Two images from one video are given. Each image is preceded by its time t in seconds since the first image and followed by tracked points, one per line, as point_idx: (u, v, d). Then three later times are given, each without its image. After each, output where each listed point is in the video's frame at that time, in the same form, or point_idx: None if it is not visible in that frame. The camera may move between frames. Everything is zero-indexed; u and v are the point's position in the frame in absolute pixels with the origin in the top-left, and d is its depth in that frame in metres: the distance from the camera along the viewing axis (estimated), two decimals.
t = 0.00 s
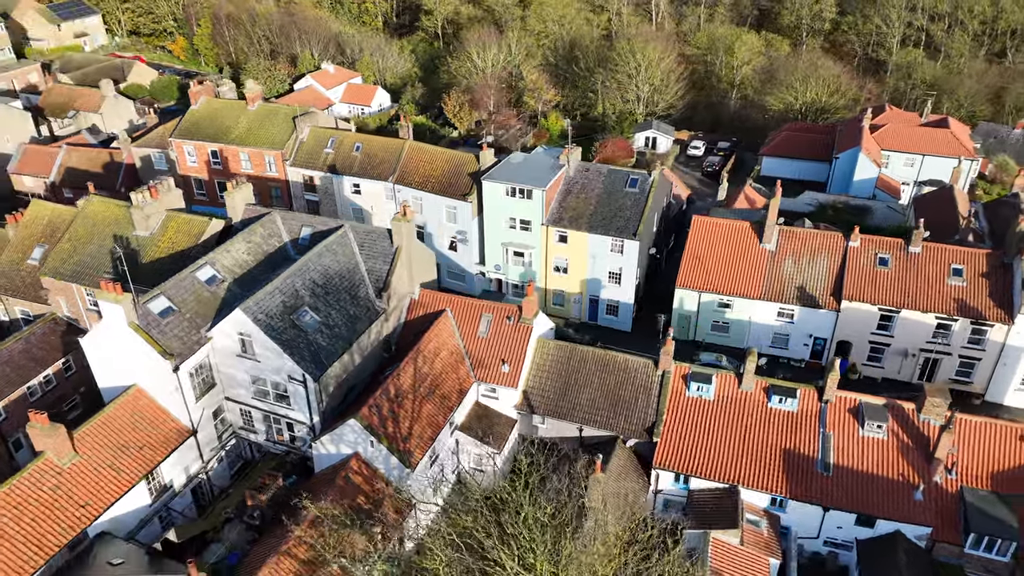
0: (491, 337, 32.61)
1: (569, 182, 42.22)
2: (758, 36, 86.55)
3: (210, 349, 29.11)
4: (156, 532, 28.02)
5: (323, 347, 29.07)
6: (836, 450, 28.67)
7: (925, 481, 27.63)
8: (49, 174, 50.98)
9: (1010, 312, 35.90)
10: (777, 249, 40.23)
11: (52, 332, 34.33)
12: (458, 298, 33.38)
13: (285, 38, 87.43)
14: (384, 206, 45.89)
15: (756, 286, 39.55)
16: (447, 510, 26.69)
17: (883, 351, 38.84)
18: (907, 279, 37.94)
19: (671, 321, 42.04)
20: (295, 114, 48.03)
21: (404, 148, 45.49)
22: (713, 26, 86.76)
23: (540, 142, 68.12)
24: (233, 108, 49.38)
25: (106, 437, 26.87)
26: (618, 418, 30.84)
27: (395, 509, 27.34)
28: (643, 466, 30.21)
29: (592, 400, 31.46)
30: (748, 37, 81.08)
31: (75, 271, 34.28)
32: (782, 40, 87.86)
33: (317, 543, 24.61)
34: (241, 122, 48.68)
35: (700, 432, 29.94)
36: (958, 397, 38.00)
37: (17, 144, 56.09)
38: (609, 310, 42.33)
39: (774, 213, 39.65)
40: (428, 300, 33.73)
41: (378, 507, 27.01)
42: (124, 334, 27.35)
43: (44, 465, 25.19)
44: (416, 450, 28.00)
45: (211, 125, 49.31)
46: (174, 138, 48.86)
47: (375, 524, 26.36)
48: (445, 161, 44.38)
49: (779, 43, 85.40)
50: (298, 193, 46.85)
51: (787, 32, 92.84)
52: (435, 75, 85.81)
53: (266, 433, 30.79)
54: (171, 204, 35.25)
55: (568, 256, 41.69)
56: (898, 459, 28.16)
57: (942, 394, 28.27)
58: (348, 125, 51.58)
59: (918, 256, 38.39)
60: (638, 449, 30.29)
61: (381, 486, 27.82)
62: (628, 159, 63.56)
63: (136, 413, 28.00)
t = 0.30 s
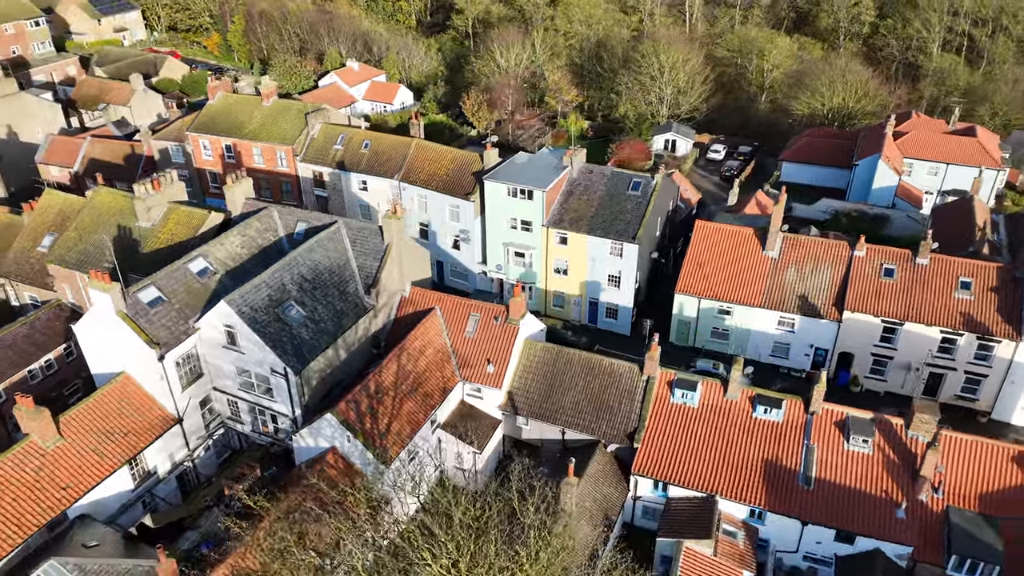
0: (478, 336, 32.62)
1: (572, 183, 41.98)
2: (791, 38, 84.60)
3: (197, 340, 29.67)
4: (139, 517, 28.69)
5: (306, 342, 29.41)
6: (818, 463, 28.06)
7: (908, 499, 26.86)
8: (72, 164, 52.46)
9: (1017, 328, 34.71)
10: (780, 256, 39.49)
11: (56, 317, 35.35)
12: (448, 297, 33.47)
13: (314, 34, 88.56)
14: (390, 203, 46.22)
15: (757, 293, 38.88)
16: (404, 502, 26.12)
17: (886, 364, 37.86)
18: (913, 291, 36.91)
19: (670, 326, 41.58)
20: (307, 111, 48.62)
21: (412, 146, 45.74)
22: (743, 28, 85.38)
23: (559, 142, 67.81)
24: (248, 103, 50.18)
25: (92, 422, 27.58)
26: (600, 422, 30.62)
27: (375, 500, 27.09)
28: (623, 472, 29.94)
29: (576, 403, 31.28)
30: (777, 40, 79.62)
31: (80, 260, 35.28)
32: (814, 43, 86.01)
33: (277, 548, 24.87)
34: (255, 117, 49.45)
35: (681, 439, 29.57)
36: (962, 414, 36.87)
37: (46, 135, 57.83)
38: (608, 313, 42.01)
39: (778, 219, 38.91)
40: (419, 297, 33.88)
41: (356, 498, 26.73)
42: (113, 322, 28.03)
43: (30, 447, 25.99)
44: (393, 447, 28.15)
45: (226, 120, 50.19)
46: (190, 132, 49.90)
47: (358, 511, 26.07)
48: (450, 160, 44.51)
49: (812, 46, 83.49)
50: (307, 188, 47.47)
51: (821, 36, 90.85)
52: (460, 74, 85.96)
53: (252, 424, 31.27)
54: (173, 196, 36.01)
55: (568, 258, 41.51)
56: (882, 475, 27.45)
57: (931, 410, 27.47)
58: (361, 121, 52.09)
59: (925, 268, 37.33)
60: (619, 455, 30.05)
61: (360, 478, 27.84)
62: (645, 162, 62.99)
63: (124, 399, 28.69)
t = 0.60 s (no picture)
0: (465, 336, 32.66)
1: (574, 185, 41.79)
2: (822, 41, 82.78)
3: (186, 330, 30.23)
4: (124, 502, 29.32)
5: (291, 335, 29.77)
6: (800, 476, 27.48)
7: (890, 517, 26.16)
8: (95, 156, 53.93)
9: None
10: (783, 264, 38.75)
11: (61, 304, 36.40)
12: (437, 295, 33.59)
13: (342, 32, 89.54)
14: (395, 201, 46.51)
15: (757, 300, 38.22)
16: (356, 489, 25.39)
17: (888, 377, 36.90)
18: (917, 303, 35.91)
19: (669, 331, 41.10)
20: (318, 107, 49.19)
21: (418, 145, 45.97)
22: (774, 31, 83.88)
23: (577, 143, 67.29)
24: (262, 99, 50.97)
25: (80, 407, 28.30)
26: (582, 426, 30.43)
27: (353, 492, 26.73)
28: (603, 476, 29.69)
29: (558, 406, 31.14)
30: (807, 43, 78.04)
31: (85, 250, 36.28)
32: (847, 46, 84.04)
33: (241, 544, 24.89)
34: (268, 112, 50.20)
35: (662, 446, 29.23)
36: (966, 432, 35.73)
37: (73, 127, 59.53)
38: (607, 317, 41.72)
39: (781, 226, 38.18)
40: (409, 295, 34.05)
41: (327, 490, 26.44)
42: (103, 310, 28.74)
43: (17, 429, 26.75)
44: (370, 442, 28.30)
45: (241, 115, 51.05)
46: (206, 126, 50.88)
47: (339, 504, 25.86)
48: (454, 159, 44.61)
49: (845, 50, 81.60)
50: (316, 185, 48.05)
51: (855, 40, 88.81)
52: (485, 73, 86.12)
53: (239, 415, 31.73)
54: (177, 188, 36.82)
55: (568, 259, 41.32)
56: (865, 491, 26.79)
57: (918, 426, 26.70)
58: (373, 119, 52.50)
59: (931, 279, 36.27)
60: (599, 459, 29.84)
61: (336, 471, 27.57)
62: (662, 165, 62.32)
63: (112, 386, 29.39)
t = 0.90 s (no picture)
0: (453, 334, 32.71)
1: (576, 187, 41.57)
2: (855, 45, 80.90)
3: (177, 321, 30.83)
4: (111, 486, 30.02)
5: (277, 329, 30.17)
6: (779, 488, 26.97)
7: (869, 533, 25.49)
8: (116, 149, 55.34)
9: None
10: (784, 272, 38.06)
11: (67, 292, 37.44)
12: (427, 293, 33.70)
13: (371, 30, 90.22)
14: (401, 199, 46.82)
15: (755, 308, 37.59)
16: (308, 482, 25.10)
17: (888, 391, 35.96)
18: (920, 316, 34.92)
19: (668, 337, 40.64)
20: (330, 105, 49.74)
21: (425, 143, 46.17)
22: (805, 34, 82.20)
23: (593, 145, 67.65)
24: (277, 96, 51.73)
25: (70, 392, 29.04)
26: (564, 429, 30.31)
27: (316, 485, 26.46)
28: (582, 480, 29.50)
29: (542, 409, 31.05)
30: (838, 48, 76.28)
31: (91, 240, 37.26)
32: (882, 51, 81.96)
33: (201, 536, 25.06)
34: (282, 109, 50.94)
35: (642, 453, 28.92)
36: (967, 449, 34.64)
37: (99, 120, 61.12)
38: (606, 320, 41.45)
39: (782, 233, 37.45)
40: (400, 293, 34.23)
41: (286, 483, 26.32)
42: (96, 299, 29.49)
43: (7, 412, 27.56)
44: (349, 438, 28.48)
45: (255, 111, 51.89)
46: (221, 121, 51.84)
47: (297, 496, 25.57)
48: (459, 158, 44.70)
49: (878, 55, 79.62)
50: (324, 181, 48.61)
51: (892, 46, 86.57)
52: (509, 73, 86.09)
53: (228, 406, 32.26)
54: (180, 182, 37.90)
55: (568, 261, 41.09)
56: (844, 506, 26.16)
57: (902, 442, 25.96)
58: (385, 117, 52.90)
59: (936, 291, 35.23)
60: (580, 462, 29.67)
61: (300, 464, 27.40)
62: (677, 168, 61.67)
63: (103, 373, 30.08)
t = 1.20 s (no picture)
0: (439, 333, 32.79)
1: (577, 189, 41.33)
2: (887, 50, 78.95)
3: (169, 311, 31.44)
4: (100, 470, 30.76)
5: (263, 323, 30.58)
6: (754, 499, 26.52)
7: (843, 550, 24.90)
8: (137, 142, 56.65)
9: None
10: (783, 279, 37.34)
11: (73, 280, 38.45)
12: (417, 291, 33.84)
13: (397, 29, 90.63)
14: (407, 197, 47.12)
15: (752, 316, 36.96)
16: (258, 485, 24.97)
17: (886, 405, 35.07)
18: (920, 329, 33.94)
19: (665, 342, 40.20)
20: (341, 102, 50.26)
21: (431, 142, 46.37)
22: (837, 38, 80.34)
23: (608, 147, 67.71)
24: (291, 92, 52.46)
25: (62, 378, 29.83)
26: (544, 432, 30.17)
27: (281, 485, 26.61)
28: (560, 483, 29.34)
29: (524, 410, 30.96)
30: (869, 54, 74.41)
31: (98, 230, 38.24)
32: (916, 57, 79.84)
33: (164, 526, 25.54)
34: (295, 105, 51.64)
35: (620, 458, 28.66)
36: (966, 468, 33.62)
37: (124, 113, 62.60)
38: (603, 323, 41.16)
39: (782, 240, 36.74)
40: (391, 290, 34.42)
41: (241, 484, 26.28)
42: (90, 287, 30.27)
43: None
44: (328, 432, 28.71)
45: (270, 107, 52.68)
46: (237, 117, 52.76)
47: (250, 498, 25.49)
48: (464, 157, 44.79)
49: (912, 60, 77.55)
50: (333, 177, 49.17)
51: (929, 54, 84.21)
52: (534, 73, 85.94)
53: (217, 396, 32.79)
54: (184, 175, 38.80)
55: (566, 263, 40.86)
56: (820, 520, 25.62)
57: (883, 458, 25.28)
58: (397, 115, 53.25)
59: (938, 304, 34.20)
60: (558, 465, 29.51)
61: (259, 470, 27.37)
62: (693, 172, 60.87)
63: (95, 361, 30.86)
